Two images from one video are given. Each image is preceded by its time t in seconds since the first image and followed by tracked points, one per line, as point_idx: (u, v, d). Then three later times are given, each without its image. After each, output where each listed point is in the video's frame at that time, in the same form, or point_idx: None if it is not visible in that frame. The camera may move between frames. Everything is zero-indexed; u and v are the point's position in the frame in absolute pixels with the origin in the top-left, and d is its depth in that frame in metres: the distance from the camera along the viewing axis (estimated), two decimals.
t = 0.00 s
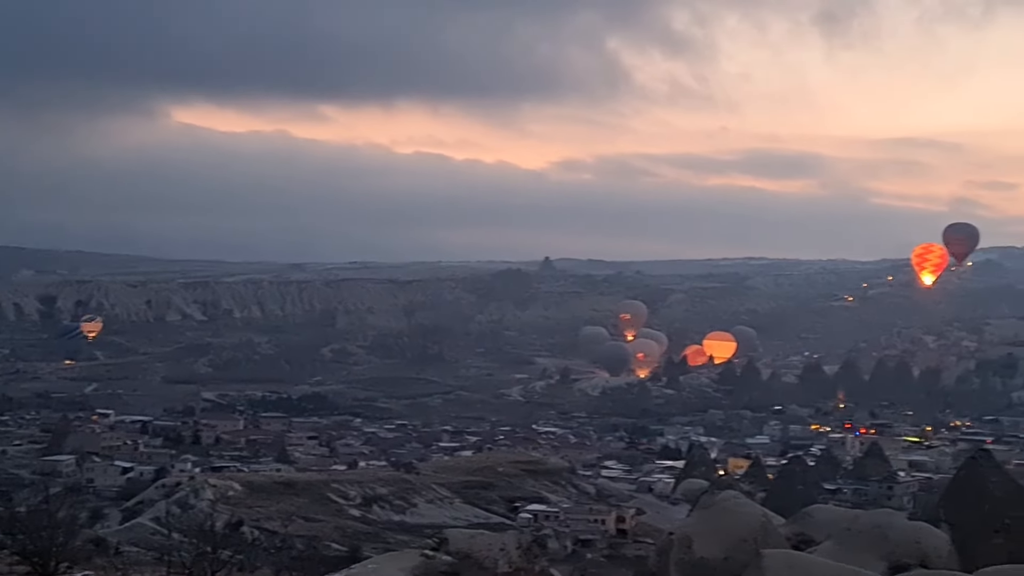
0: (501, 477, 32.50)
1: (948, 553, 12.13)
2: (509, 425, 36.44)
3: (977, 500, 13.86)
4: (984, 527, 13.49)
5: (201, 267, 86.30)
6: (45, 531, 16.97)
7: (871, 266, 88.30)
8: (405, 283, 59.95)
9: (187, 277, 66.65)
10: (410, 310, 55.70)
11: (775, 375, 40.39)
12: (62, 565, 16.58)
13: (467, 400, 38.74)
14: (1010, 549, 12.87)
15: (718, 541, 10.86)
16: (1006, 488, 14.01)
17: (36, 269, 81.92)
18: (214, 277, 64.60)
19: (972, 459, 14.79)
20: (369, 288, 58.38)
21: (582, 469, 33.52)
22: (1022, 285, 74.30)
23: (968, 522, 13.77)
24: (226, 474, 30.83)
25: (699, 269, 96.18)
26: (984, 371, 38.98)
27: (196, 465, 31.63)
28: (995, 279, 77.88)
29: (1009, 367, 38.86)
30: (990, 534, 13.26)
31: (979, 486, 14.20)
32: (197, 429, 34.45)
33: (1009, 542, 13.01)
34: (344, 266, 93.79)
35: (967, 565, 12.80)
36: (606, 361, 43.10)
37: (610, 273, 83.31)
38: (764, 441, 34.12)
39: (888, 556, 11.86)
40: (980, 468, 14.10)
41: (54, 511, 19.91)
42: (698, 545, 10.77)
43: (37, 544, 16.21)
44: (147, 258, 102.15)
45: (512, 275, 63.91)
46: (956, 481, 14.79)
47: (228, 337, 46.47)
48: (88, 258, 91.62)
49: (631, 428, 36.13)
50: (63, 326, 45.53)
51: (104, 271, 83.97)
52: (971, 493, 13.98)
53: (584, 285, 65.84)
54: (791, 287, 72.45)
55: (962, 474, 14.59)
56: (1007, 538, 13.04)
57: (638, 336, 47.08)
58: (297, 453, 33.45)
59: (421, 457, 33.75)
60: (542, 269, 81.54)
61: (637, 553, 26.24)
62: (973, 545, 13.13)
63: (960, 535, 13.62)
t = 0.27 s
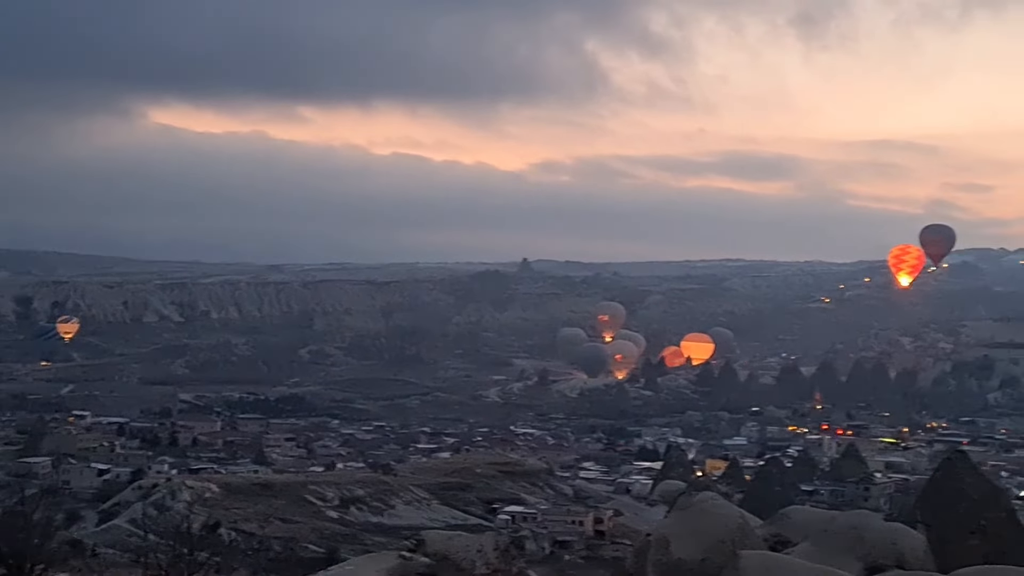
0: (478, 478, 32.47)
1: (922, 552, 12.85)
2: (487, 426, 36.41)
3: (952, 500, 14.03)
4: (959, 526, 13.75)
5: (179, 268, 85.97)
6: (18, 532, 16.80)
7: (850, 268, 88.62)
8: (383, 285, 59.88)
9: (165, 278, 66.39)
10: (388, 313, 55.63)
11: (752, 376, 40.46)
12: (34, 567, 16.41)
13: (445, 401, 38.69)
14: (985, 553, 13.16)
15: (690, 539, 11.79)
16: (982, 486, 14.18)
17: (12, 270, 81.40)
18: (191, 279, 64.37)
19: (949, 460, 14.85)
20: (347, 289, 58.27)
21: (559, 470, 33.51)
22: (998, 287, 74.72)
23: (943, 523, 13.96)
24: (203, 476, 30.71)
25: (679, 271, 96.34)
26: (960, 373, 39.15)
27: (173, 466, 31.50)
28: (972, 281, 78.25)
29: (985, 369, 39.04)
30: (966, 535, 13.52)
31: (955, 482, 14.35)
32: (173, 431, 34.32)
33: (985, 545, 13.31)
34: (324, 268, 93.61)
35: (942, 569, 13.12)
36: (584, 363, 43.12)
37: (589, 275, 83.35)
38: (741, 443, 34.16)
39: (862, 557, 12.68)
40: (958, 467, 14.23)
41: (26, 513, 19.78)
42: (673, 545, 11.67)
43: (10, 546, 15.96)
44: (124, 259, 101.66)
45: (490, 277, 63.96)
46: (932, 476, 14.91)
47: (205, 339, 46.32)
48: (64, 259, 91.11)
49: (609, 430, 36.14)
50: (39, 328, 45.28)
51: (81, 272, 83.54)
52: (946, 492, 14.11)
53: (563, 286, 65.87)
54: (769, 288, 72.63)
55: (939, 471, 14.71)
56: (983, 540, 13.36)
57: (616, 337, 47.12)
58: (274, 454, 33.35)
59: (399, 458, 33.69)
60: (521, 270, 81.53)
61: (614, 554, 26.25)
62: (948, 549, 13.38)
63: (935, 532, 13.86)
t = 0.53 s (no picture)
0: (456, 480, 32.43)
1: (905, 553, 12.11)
2: (465, 428, 36.38)
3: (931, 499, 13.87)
4: (935, 525, 13.65)
5: (157, 270, 85.70)
6: None
7: (829, 269, 89.02)
8: (361, 286, 59.84)
9: (142, 279, 66.18)
10: (366, 315, 55.61)
11: (730, 378, 40.54)
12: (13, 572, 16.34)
13: (423, 403, 38.66)
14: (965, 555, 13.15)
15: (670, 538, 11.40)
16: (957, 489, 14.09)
17: None
18: (169, 281, 64.20)
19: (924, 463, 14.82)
20: (325, 290, 58.22)
21: (538, 472, 33.49)
22: (974, 289, 75.16)
23: (919, 521, 13.81)
24: (181, 478, 30.58)
25: (658, 272, 96.58)
26: (937, 374, 39.32)
27: (150, 468, 31.36)
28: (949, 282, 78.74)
29: (961, 370, 39.21)
30: (944, 535, 13.46)
31: (932, 483, 14.21)
32: (151, 433, 34.18)
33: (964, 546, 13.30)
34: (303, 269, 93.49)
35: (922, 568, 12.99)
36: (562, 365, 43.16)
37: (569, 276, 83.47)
38: (719, 444, 34.20)
39: (843, 558, 11.83)
40: (938, 469, 14.09)
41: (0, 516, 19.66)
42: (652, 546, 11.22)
43: None
44: (102, 261, 101.31)
45: (468, 278, 63.98)
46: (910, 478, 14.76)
47: (183, 341, 46.19)
48: (41, 261, 90.70)
49: (587, 431, 36.15)
50: (16, 330, 45.06)
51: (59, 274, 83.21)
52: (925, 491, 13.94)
53: (541, 288, 65.94)
54: (747, 290, 72.89)
55: (915, 472, 14.56)
56: (961, 541, 13.36)
57: (594, 338, 47.17)
58: (252, 456, 33.25)
59: (377, 460, 33.62)
60: (501, 271, 81.61)
61: (592, 555, 26.25)
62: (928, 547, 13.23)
63: (911, 531, 13.72)
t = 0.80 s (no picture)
0: (436, 481, 32.40)
1: (880, 555, 13.23)
2: (445, 429, 36.38)
3: (908, 499, 14.18)
4: (912, 526, 14.00)
5: (136, 271, 85.40)
6: None
7: (809, 270, 89.37)
8: (341, 287, 59.79)
9: (120, 280, 65.94)
10: (346, 316, 55.56)
11: (709, 379, 40.65)
12: None
13: (404, 404, 38.65)
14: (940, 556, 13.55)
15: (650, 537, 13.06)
16: (936, 488, 14.36)
17: None
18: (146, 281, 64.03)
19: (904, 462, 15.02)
20: (304, 291, 58.15)
21: (518, 473, 33.50)
22: (952, 291, 75.57)
23: (897, 522, 14.17)
24: (160, 479, 30.47)
25: (639, 274, 96.76)
26: (915, 375, 39.51)
27: (129, 469, 31.25)
28: (928, 283, 79.17)
29: (939, 371, 39.41)
30: (922, 536, 13.85)
31: (911, 483, 14.50)
32: (129, 434, 34.07)
33: (941, 549, 13.67)
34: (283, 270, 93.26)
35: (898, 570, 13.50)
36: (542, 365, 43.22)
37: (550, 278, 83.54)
38: (698, 445, 34.26)
39: (821, 559, 13.06)
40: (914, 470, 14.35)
41: None
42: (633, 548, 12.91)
43: None
44: (81, 261, 100.88)
45: (449, 279, 64.01)
46: (889, 477, 14.97)
47: (162, 341, 46.08)
48: (19, 261, 90.25)
49: (567, 432, 36.18)
50: None
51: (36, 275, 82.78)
52: (903, 492, 14.22)
53: (520, 288, 65.98)
54: (726, 290, 73.11)
55: (894, 472, 14.81)
56: (939, 543, 13.73)
57: (574, 339, 47.23)
58: (231, 457, 33.17)
59: (357, 461, 33.57)
60: (481, 272, 81.65)
61: (572, 556, 26.23)
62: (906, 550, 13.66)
63: (890, 532, 14.13)
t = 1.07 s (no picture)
0: (417, 482, 32.37)
1: (860, 557, 13.24)
2: (426, 430, 36.36)
3: (888, 500, 14.11)
4: (892, 525, 13.92)
5: (116, 272, 85.07)
6: None
7: (790, 271, 89.73)
8: (322, 288, 59.79)
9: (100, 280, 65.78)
10: (326, 317, 55.57)
11: (690, 380, 40.77)
12: None
13: (384, 405, 38.66)
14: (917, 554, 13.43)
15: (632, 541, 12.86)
16: (916, 489, 14.28)
17: None
18: (126, 282, 63.88)
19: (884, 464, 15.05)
20: (285, 292, 58.14)
21: (498, 474, 33.50)
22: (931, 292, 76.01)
23: (876, 523, 14.09)
24: (139, 481, 30.35)
25: (621, 274, 97.01)
26: (894, 376, 39.72)
27: (108, 471, 31.12)
28: (908, 284, 79.63)
29: (918, 372, 39.64)
30: (901, 536, 13.75)
31: (891, 485, 14.43)
32: (109, 435, 33.95)
33: (921, 548, 13.59)
34: (265, 271, 93.13)
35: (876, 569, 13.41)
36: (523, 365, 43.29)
37: (531, 278, 83.64)
38: (679, 446, 34.30)
39: (801, 560, 13.04)
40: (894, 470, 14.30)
41: None
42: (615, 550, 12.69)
43: None
44: (60, 262, 100.53)
45: (429, 280, 64.02)
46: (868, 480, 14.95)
47: (142, 343, 45.99)
48: None
49: (548, 433, 36.20)
50: None
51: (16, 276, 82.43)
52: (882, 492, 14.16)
53: (501, 289, 66.04)
54: (707, 291, 73.39)
55: (874, 475, 14.79)
56: (918, 542, 13.65)
57: (555, 340, 47.29)
58: (211, 459, 33.07)
59: (337, 462, 33.51)
60: (461, 273, 81.71)
61: (552, 556, 26.21)
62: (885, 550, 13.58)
63: (869, 533, 14.04)
